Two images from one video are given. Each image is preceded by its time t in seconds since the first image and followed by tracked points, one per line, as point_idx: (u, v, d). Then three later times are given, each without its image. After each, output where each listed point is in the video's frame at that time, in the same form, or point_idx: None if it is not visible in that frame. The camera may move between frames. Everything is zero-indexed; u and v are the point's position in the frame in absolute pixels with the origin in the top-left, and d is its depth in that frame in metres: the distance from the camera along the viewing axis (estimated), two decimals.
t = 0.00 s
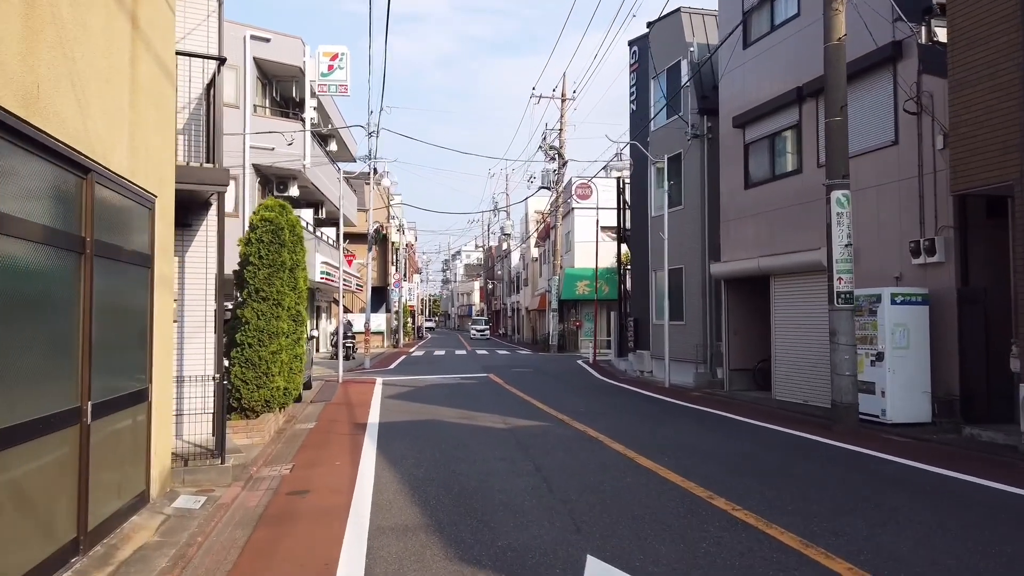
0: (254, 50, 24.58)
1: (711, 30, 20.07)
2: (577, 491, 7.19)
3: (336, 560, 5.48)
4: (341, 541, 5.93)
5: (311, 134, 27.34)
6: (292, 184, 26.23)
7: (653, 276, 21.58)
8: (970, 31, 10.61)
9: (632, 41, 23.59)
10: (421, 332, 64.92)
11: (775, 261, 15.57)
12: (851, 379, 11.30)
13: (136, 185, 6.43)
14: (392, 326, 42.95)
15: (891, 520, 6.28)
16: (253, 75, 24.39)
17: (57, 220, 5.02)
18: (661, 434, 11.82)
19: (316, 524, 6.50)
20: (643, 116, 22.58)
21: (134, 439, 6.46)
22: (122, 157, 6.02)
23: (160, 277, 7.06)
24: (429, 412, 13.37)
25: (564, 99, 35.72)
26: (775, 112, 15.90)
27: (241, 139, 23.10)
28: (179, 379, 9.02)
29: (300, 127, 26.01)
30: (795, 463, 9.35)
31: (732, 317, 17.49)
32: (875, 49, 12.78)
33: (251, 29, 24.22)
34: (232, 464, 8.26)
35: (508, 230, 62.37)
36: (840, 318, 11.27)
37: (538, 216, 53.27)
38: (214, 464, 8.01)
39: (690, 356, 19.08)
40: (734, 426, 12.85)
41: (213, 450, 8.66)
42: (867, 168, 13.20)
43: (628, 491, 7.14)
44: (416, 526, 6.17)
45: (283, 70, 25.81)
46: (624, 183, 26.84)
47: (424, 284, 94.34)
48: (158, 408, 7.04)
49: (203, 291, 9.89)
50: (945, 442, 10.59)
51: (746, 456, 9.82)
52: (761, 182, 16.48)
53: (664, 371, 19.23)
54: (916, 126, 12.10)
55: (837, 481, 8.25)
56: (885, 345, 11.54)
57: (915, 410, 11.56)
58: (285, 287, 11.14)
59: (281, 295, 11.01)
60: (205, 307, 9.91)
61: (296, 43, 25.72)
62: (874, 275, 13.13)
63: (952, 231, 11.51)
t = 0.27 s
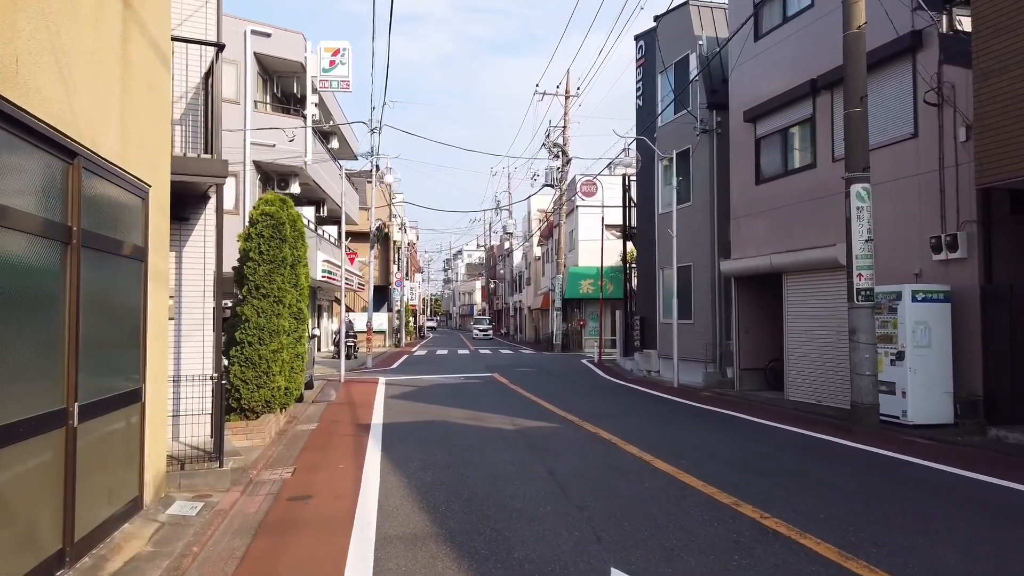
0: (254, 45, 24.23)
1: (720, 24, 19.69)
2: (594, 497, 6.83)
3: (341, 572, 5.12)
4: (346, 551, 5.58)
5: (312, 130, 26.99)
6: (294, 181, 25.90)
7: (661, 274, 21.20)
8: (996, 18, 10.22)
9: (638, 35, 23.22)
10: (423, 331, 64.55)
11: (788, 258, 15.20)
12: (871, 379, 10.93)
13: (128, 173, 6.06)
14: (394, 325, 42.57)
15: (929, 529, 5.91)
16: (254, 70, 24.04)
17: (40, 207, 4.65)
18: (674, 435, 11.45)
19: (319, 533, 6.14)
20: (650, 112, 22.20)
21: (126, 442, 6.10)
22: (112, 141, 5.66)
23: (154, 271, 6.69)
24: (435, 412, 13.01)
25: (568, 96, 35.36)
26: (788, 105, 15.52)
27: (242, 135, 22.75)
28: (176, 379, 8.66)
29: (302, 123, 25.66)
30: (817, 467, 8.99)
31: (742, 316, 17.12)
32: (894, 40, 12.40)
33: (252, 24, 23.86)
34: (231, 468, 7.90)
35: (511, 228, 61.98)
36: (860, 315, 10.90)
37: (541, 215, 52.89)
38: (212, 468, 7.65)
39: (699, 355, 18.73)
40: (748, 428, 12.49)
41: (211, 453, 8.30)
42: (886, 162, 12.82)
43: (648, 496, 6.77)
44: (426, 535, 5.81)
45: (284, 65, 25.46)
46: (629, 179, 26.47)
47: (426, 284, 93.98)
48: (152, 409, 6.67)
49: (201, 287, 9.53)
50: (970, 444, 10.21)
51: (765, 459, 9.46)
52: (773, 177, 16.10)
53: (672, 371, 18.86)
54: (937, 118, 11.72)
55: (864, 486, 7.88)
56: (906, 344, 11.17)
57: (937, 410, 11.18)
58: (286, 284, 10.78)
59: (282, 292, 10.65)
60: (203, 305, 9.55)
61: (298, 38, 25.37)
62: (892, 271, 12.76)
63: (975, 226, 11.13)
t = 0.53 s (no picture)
0: (258, 43, 23.90)
1: (731, 20, 19.34)
2: (617, 511, 6.48)
3: None
4: (356, 571, 5.23)
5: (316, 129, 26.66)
6: (297, 181, 25.59)
7: (670, 276, 20.86)
8: None
9: (647, 33, 22.87)
10: (426, 332, 64.27)
11: (805, 258, 14.85)
12: (896, 384, 10.56)
13: (126, 169, 5.72)
14: (398, 326, 42.26)
15: (977, 547, 5.56)
16: (257, 68, 23.72)
17: (29, 204, 4.31)
18: (690, 442, 11.12)
19: (327, 550, 5.79)
20: (660, 110, 21.85)
21: (123, 454, 5.76)
22: (108, 133, 5.32)
23: (154, 272, 6.34)
24: (443, 417, 12.68)
25: (574, 95, 35.01)
26: (803, 102, 15.16)
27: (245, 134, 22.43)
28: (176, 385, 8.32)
29: (306, 121, 25.33)
30: (844, 476, 8.63)
31: (756, 318, 16.78)
32: (917, 34, 12.03)
33: (255, 21, 23.55)
34: (234, 478, 7.55)
35: (514, 229, 61.66)
36: (884, 318, 10.54)
37: (545, 215, 52.58)
38: (214, 478, 7.30)
39: (711, 357, 18.36)
40: (765, 434, 12.12)
41: (213, 462, 7.95)
42: (908, 160, 12.45)
43: (673, 510, 6.42)
44: (441, 554, 5.47)
45: (288, 63, 25.15)
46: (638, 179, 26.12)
47: (429, 284, 93.65)
48: (152, 418, 6.34)
49: (203, 289, 9.19)
50: (1000, 452, 9.85)
51: (788, 468, 9.11)
52: (788, 176, 15.74)
53: (683, 374, 18.50)
54: (962, 114, 11.35)
55: (896, 498, 7.52)
56: (931, 348, 10.80)
57: (963, 417, 10.81)
58: (291, 285, 10.45)
59: (287, 293, 10.31)
60: (205, 307, 9.21)
61: (301, 36, 25.04)
62: (914, 272, 12.39)
63: (1003, 226, 10.76)
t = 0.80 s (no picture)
0: (259, 38, 23.58)
1: (741, 13, 18.96)
2: (635, 520, 6.14)
3: None
4: None
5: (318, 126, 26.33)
6: (299, 178, 25.25)
7: (678, 274, 20.49)
8: None
9: (654, 27, 22.51)
10: (429, 331, 63.97)
11: (819, 255, 14.48)
12: (918, 385, 10.19)
13: (114, 155, 5.37)
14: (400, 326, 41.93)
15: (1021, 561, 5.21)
16: (258, 64, 23.40)
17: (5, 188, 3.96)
18: (704, 444, 10.77)
19: (329, 561, 5.45)
20: (667, 105, 21.48)
21: (113, 459, 5.42)
22: (94, 116, 4.97)
23: (145, 266, 5.99)
24: (448, 418, 12.33)
25: (579, 92, 34.62)
26: (817, 95, 14.78)
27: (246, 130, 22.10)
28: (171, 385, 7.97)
29: (307, 117, 24.99)
30: (868, 481, 8.26)
31: (767, 317, 16.41)
32: (937, 23, 11.66)
33: (255, 16, 23.21)
34: (231, 483, 7.21)
35: (518, 227, 61.28)
36: (906, 316, 10.17)
37: (549, 213, 52.19)
38: (210, 483, 6.96)
39: (720, 357, 17.97)
40: (781, 437, 11.74)
41: (209, 466, 7.61)
42: (927, 154, 12.08)
43: (695, 519, 6.08)
44: (450, 566, 5.13)
45: (289, 59, 24.81)
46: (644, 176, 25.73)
47: (432, 283, 93.29)
48: (144, 420, 5.99)
49: (199, 286, 8.86)
50: None
51: (808, 472, 8.76)
52: (801, 172, 15.37)
53: (693, 374, 18.13)
54: (985, 106, 10.98)
55: (926, 505, 7.16)
56: (954, 347, 10.43)
57: (987, 419, 10.43)
58: (292, 282, 10.10)
59: (288, 290, 9.97)
60: (202, 305, 8.88)
61: (303, 31, 24.70)
62: (933, 269, 12.01)
63: None
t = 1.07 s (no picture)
0: (258, 35, 23.21)
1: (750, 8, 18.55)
2: (657, 541, 5.75)
3: None
4: None
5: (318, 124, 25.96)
6: (298, 178, 24.83)
7: (685, 275, 20.08)
8: None
9: (660, 23, 22.11)
10: (429, 332, 63.56)
11: (834, 256, 14.07)
12: (944, 391, 9.77)
13: (96, 149, 4.95)
14: (401, 327, 41.52)
15: None
16: (257, 61, 23.03)
17: None
18: (720, 452, 10.37)
19: None
20: (674, 103, 21.08)
21: (95, 479, 5.01)
22: (73, 106, 4.55)
23: (132, 269, 5.58)
24: (453, 425, 11.93)
25: (582, 90, 34.22)
26: (831, 91, 14.37)
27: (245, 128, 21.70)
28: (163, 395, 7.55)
29: (307, 116, 24.59)
30: (898, 494, 7.86)
31: (778, 319, 16.02)
32: (959, 15, 11.25)
33: (254, 13, 22.80)
34: (226, 500, 6.79)
35: (519, 228, 60.87)
36: (930, 320, 9.76)
37: (550, 213, 51.76)
38: (203, 500, 6.55)
39: (730, 360, 17.56)
40: (797, 445, 11.34)
41: (203, 480, 7.20)
42: (948, 151, 11.67)
43: (722, 542, 5.69)
44: None
45: (288, 56, 24.41)
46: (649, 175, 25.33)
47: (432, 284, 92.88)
48: (131, 435, 5.57)
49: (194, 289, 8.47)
50: None
51: (832, 484, 8.36)
52: (814, 170, 14.96)
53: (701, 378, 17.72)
54: (1009, 101, 10.57)
55: (963, 521, 6.76)
56: (979, 352, 10.02)
57: (1014, 426, 10.02)
58: (291, 284, 9.70)
59: (286, 294, 9.57)
60: (196, 310, 8.48)
61: (302, 28, 24.30)
62: (955, 271, 11.60)
63: None
